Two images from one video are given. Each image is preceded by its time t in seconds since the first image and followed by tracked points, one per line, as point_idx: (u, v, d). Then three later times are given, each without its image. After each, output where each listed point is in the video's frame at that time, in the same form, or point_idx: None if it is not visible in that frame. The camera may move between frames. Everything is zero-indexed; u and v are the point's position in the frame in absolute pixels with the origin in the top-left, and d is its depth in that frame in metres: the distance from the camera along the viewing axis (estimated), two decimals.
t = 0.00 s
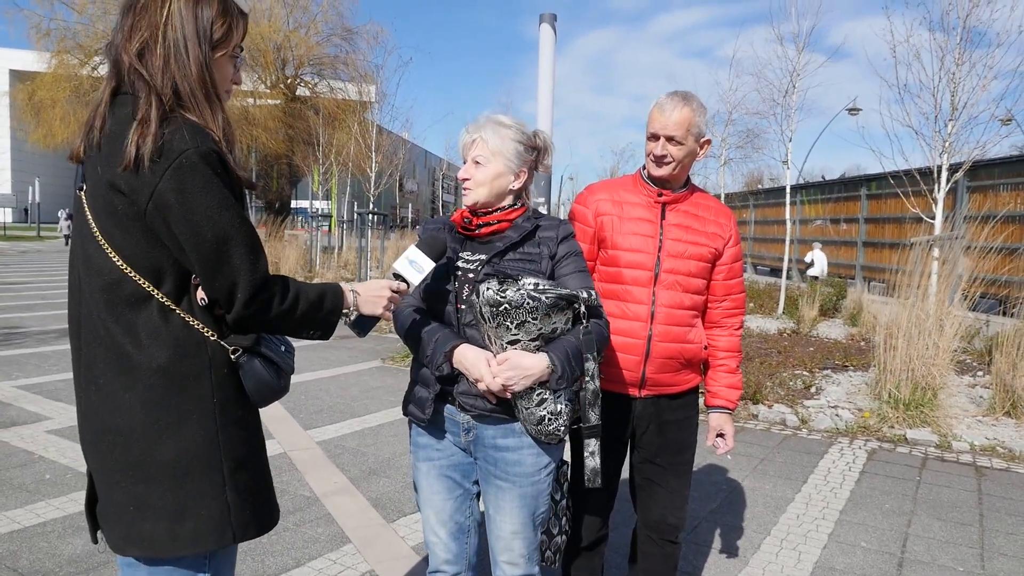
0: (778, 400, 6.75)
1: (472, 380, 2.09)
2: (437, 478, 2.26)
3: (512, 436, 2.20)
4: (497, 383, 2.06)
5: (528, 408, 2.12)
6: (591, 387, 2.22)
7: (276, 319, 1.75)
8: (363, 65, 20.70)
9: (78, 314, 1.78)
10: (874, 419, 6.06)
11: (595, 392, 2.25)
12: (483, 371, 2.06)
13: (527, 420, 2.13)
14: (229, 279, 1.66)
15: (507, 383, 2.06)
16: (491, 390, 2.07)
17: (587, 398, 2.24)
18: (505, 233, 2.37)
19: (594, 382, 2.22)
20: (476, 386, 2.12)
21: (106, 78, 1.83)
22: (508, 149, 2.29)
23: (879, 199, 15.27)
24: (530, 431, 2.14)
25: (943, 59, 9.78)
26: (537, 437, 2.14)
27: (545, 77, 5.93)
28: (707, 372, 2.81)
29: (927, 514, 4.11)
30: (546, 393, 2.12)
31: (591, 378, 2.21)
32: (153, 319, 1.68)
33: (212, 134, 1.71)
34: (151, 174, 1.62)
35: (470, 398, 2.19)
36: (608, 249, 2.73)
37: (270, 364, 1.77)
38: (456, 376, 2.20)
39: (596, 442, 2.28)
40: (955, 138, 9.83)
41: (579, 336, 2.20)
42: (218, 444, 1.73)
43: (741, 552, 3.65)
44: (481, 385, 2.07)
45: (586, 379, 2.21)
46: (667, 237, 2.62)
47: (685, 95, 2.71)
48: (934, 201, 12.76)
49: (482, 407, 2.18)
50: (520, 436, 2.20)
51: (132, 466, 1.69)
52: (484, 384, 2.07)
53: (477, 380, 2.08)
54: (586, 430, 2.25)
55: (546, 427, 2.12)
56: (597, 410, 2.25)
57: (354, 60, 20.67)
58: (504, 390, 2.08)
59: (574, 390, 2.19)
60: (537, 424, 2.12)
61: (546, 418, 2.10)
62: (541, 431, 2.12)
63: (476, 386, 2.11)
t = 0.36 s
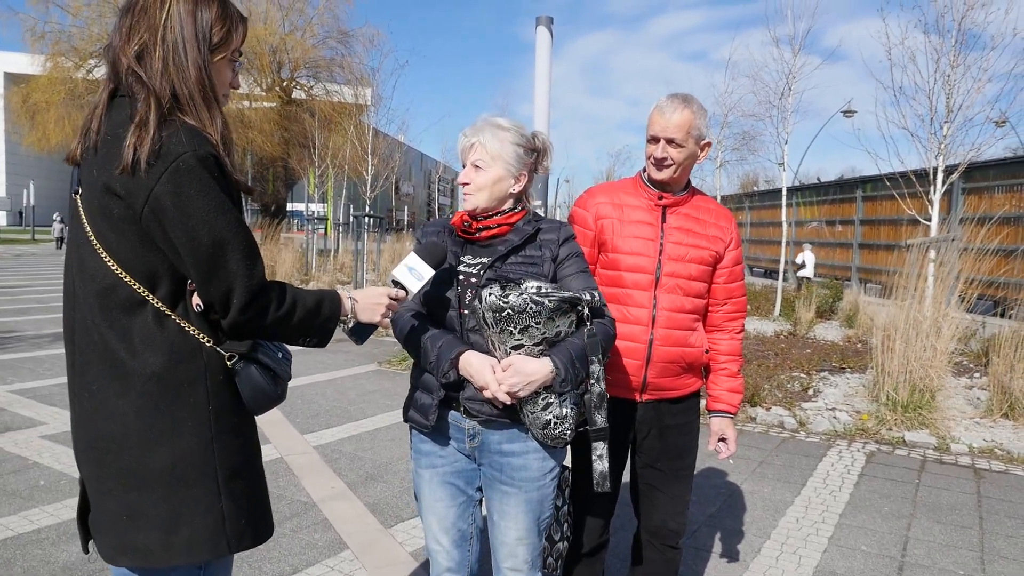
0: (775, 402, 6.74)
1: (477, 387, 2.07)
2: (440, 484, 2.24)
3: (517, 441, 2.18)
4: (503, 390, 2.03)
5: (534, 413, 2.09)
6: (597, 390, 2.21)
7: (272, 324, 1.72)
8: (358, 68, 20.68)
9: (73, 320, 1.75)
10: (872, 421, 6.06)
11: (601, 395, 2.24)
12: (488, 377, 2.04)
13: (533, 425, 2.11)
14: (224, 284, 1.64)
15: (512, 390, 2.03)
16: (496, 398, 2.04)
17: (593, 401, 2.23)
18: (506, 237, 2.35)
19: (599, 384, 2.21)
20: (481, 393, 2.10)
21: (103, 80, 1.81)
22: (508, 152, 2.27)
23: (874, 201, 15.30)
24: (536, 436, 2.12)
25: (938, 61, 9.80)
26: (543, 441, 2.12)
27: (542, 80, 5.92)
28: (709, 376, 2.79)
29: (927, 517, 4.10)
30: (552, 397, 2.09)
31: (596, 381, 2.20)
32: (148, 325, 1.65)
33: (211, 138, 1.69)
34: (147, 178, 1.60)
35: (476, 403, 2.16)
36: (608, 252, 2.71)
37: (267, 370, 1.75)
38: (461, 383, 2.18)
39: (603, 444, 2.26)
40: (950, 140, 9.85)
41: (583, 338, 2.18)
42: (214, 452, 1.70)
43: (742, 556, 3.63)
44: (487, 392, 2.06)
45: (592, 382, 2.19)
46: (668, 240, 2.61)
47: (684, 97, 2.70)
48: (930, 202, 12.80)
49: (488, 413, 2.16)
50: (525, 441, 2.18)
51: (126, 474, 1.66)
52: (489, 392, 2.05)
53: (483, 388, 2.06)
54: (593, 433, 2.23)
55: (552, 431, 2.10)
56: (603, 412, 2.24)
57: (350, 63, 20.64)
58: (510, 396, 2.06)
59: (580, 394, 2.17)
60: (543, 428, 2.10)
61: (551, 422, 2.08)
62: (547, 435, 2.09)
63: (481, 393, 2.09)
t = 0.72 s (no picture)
0: (771, 401, 6.74)
1: (477, 386, 2.05)
2: (441, 487, 2.22)
3: (520, 443, 2.16)
4: (502, 389, 2.01)
5: (535, 412, 2.08)
6: (599, 390, 2.17)
7: (272, 326, 1.70)
8: (351, 64, 20.57)
9: (67, 318, 1.72)
10: (868, 419, 6.06)
11: (604, 395, 2.19)
12: (488, 376, 2.02)
13: (534, 425, 2.09)
14: (224, 283, 1.62)
15: (512, 389, 2.01)
16: (496, 396, 2.02)
17: (595, 401, 2.19)
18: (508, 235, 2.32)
19: (602, 383, 2.17)
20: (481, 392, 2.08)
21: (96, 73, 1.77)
22: (515, 147, 2.24)
23: (867, 199, 15.33)
24: (537, 436, 2.11)
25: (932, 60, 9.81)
26: (545, 441, 2.10)
27: (538, 77, 5.88)
28: (709, 375, 2.77)
29: (924, 516, 4.10)
30: (553, 396, 2.08)
31: (599, 380, 2.16)
32: (145, 324, 1.62)
33: (210, 133, 1.67)
34: (146, 175, 1.58)
35: (476, 403, 2.15)
36: (609, 250, 2.68)
37: (265, 372, 1.72)
38: (461, 382, 2.17)
39: (606, 445, 2.21)
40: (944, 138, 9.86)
41: (586, 337, 2.15)
42: (212, 455, 1.67)
43: (740, 556, 3.62)
44: (487, 391, 2.03)
45: (594, 381, 2.16)
46: (670, 238, 2.59)
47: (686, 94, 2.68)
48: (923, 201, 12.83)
49: (489, 413, 2.14)
50: (527, 443, 2.16)
51: (120, 477, 1.63)
52: (489, 390, 2.03)
53: (483, 386, 2.04)
54: (596, 434, 2.19)
55: (553, 431, 2.08)
56: (607, 413, 2.19)
57: (343, 59, 20.53)
58: (509, 395, 2.03)
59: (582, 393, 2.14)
60: (544, 428, 2.08)
61: (553, 422, 2.07)
62: (548, 435, 2.08)
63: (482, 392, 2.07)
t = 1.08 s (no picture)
0: (764, 398, 6.74)
1: (490, 388, 2.03)
2: (445, 491, 2.20)
3: (528, 446, 2.16)
4: (518, 391, 1.99)
5: (548, 415, 2.07)
6: (611, 392, 2.20)
7: (272, 326, 1.68)
8: (342, 59, 20.44)
9: (61, 318, 1.70)
10: (861, 417, 6.07)
11: (615, 397, 2.23)
12: (502, 378, 2.01)
13: (547, 427, 2.08)
14: (224, 283, 1.59)
15: (527, 391, 2.00)
16: (510, 398, 2.01)
17: (607, 402, 2.22)
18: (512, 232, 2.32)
19: (614, 385, 2.20)
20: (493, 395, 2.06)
21: (87, 62, 1.72)
22: (524, 142, 2.28)
23: (857, 197, 15.38)
24: (549, 438, 2.09)
25: (924, 58, 9.84)
26: (556, 443, 2.09)
27: (532, 72, 5.83)
28: (711, 375, 2.75)
29: (920, 514, 4.10)
30: (567, 398, 2.07)
31: (612, 382, 2.19)
32: (143, 324, 1.61)
33: (208, 126, 1.63)
34: (142, 170, 1.54)
35: (486, 406, 2.15)
36: (611, 248, 2.65)
37: (266, 373, 1.72)
38: (470, 385, 2.17)
39: (615, 446, 2.23)
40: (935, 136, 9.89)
41: (597, 337, 2.16)
42: (213, 459, 1.67)
43: (738, 555, 3.60)
44: (501, 393, 2.02)
45: (606, 382, 2.18)
46: (673, 236, 2.56)
47: (690, 91, 2.65)
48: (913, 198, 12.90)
49: (499, 416, 2.14)
50: (536, 445, 2.17)
51: (118, 483, 1.62)
52: (503, 393, 2.01)
53: (496, 388, 2.02)
54: (605, 434, 2.21)
55: (566, 433, 2.08)
56: (617, 413, 2.23)
57: (333, 54, 20.37)
58: (524, 398, 2.02)
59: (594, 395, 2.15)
60: (557, 430, 2.07)
61: (566, 424, 2.06)
62: (562, 438, 2.07)
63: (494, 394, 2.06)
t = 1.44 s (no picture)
0: (757, 399, 6.73)
1: (505, 396, 2.06)
2: (454, 502, 2.26)
3: (540, 452, 2.22)
4: (534, 397, 2.04)
5: (564, 419, 2.08)
6: (624, 392, 2.24)
7: (270, 332, 1.64)
8: (329, 59, 20.29)
9: (51, 323, 1.65)
10: (853, 417, 6.09)
11: (628, 397, 2.26)
12: (517, 385, 2.04)
13: (562, 431, 2.09)
14: (220, 286, 1.55)
15: (543, 396, 2.04)
16: (527, 404, 2.04)
17: (620, 403, 2.25)
18: (518, 233, 2.35)
19: (626, 386, 2.24)
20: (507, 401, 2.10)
21: (78, 60, 1.67)
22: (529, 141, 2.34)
23: (844, 197, 15.46)
24: (564, 443, 2.11)
25: (911, 60, 9.89)
26: (572, 447, 2.10)
27: (523, 71, 5.80)
28: (714, 377, 2.74)
29: (916, 515, 4.10)
30: (582, 401, 2.09)
31: (625, 383, 2.23)
32: (136, 329, 1.56)
33: (203, 125, 1.58)
34: (135, 171, 1.49)
35: (500, 412, 2.19)
36: (614, 249, 2.64)
37: (264, 380, 1.68)
38: (483, 392, 2.21)
39: (629, 447, 2.24)
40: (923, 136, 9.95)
41: (610, 337, 2.19)
42: (208, 470, 1.62)
43: (736, 557, 3.59)
44: (517, 401, 2.05)
45: (621, 383, 2.21)
46: (676, 236, 2.55)
47: (693, 90, 2.66)
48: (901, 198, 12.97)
49: (513, 421, 2.19)
50: (549, 451, 2.22)
51: (110, 495, 1.58)
52: (519, 400, 2.04)
53: (511, 395, 2.05)
54: (619, 436, 2.22)
55: (581, 437, 2.09)
56: (630, 415, 2.25)
57: (320, 54, 20.21)
58: (540, 402, 2.06)
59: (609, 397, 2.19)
60: (572, 435, 2.08)
61: (582, 427, 2.07)
62: (577, 442, 2.08)
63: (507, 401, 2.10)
